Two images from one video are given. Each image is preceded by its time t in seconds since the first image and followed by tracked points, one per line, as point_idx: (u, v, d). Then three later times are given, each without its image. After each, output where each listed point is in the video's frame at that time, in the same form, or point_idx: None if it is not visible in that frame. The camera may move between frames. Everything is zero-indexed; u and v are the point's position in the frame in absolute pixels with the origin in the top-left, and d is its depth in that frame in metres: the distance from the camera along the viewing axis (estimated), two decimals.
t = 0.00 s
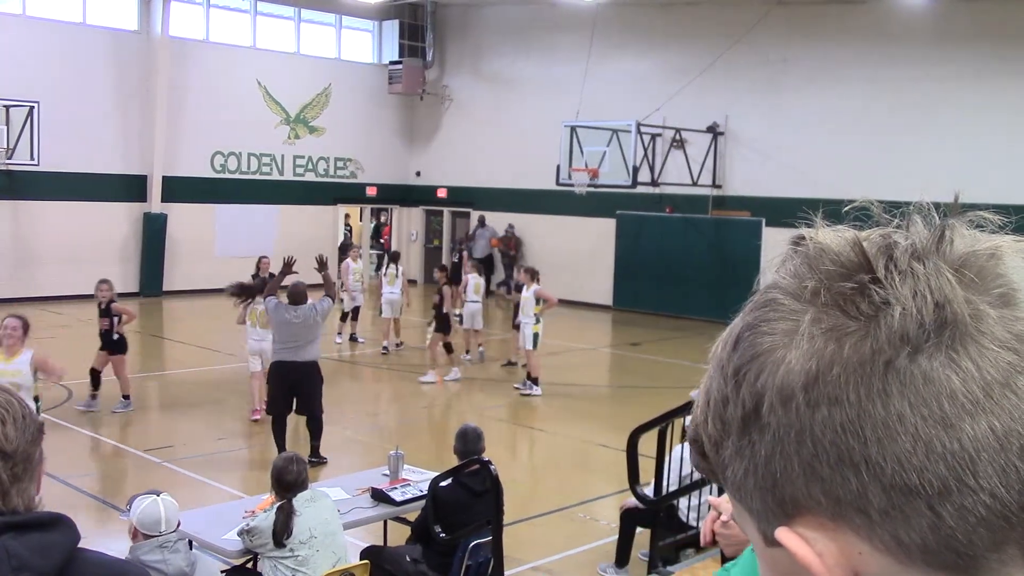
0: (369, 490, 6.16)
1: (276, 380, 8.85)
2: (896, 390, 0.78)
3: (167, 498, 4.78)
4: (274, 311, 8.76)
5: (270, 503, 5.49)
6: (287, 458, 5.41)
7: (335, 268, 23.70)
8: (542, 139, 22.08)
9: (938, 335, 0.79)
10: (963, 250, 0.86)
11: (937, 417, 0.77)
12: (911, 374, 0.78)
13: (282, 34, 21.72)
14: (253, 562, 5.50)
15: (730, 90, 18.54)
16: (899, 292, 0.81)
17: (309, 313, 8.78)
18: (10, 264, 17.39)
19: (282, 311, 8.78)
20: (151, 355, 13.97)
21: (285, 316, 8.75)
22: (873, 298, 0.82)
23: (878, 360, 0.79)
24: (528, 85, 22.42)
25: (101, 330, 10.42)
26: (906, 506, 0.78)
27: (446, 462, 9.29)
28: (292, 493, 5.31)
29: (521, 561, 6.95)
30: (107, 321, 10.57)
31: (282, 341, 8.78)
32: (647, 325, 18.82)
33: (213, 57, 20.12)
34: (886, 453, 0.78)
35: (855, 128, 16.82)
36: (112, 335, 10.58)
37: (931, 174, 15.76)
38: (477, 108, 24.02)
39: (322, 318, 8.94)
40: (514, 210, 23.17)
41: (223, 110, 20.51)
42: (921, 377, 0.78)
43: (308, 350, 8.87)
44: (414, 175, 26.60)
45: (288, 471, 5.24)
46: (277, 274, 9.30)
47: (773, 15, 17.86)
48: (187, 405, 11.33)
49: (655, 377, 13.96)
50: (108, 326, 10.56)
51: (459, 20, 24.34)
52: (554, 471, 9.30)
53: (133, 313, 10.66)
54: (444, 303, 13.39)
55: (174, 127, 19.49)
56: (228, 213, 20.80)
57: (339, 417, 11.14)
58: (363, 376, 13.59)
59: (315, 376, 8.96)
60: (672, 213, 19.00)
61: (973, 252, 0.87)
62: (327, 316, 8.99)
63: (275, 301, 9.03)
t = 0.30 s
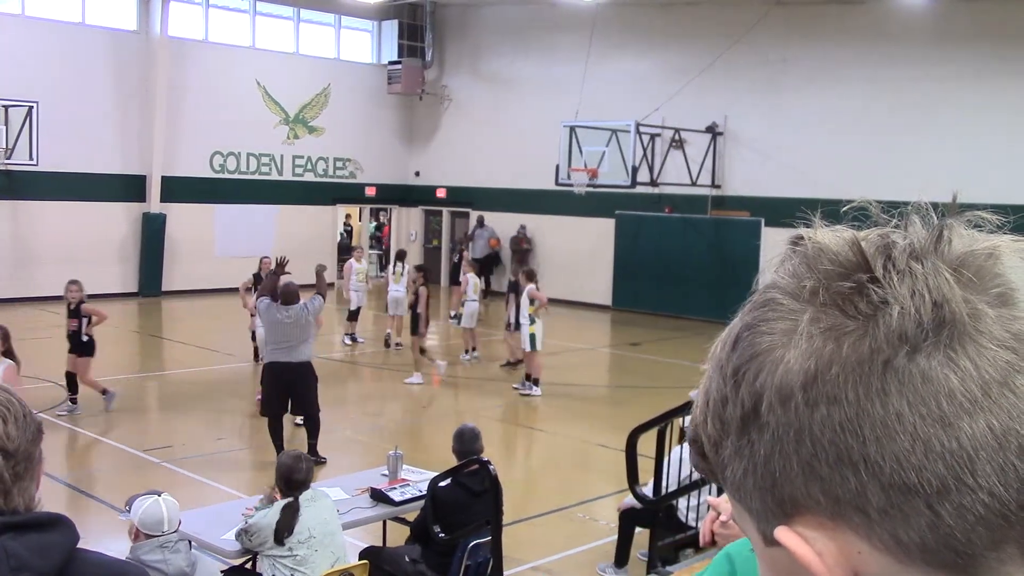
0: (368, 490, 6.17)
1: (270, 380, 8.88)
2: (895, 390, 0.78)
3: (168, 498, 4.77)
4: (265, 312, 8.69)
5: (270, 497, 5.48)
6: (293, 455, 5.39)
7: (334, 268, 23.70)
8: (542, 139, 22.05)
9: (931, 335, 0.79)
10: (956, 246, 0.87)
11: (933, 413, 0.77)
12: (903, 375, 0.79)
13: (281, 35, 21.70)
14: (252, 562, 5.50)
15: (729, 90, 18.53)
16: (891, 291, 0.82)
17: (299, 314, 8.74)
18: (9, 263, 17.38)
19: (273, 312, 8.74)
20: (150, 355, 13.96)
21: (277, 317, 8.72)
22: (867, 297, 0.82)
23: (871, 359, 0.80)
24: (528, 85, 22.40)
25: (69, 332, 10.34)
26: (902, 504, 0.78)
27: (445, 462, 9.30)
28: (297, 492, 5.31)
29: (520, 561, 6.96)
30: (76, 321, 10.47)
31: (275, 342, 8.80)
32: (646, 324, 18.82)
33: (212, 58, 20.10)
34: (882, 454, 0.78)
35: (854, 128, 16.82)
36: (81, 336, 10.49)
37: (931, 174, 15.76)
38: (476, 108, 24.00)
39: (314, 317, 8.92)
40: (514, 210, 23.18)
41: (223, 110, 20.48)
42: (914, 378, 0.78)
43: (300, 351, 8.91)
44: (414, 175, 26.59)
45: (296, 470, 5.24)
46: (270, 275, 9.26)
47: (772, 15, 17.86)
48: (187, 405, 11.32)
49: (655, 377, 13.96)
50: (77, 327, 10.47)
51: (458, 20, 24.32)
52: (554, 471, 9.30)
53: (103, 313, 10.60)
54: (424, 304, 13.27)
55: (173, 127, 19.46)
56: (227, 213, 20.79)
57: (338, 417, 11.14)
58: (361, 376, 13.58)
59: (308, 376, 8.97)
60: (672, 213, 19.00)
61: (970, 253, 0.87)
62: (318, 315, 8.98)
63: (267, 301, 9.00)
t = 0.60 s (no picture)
0: (367, 490, 6.17)
1: (266, 380, 8.86)
2: (888, 390, 0.78)
3: (169, 498, 4.78)
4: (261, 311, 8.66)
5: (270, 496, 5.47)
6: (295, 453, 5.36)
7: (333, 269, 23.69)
8: (541, 139, 22.05)
9: (915, 335, 0.79)
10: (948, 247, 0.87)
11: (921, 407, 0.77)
12: (891, 372, 0.79)
13: (280, 34, 21.69)
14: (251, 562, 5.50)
15: (729, 90, 18.52)
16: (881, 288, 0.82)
17: (293, 313, 8.72)
18: (8, 263, 17.37)
19: (267, 312, 8.72)
20: (149, 355, 13.95)
21: (272, 316, 8.71)
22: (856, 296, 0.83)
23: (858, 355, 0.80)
24: (527, 85, 22.38)
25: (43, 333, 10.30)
26: (890, 497, 0.78)
27: (445, 462, 9.30)
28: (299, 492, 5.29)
29: (520, 561, 6.96)
30: (52, 322, 10.44)
31: (271, 342, 8.75)
32: (645, 325, 18.82)
33: (212, 58, 20.08)
34: (874, 449, 0.78)
35: (854, 129, 16.82)
36: (56, 338, 10.45)
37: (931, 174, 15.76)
38: (475, 107, 23.97)
39: (309, 317, 8.95)
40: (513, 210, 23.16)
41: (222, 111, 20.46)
42: (903, 378, 0.78)
43: (297, 351, 8.87)
44: (413, 175, 26.57)
45: (298, 469, 5.23)
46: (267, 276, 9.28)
47: (771, 14, 17.85)
48: (186, 405, 11.32)
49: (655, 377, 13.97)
50: (52, 329, 10.42)
51: (458, 20, 24.30)
52: (555, 471, 9.30)
53: (77, 314, 10.58)
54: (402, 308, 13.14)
55: (172, 126, 19.45)
56: (226, 213, 20.77)
57: (338, 417, 11.14)
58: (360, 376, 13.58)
59: (303, 376, 8.94)
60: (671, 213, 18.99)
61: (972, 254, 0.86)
62: (314, 315, 9.02)
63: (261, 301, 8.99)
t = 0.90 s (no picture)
0: (367, 490, 6.18)
1: (265, 382, 8.85)
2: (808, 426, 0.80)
3: (169, 498, 4.82)
4: (259, 312, 8.69)
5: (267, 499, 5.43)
6: (291, 456, 5.32)
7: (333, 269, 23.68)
8: (541, 139, 22.04)
9: (852, 414, 0.78)
10: (934, 281, 0.78)
11: (849, 487, 0.79)
12: (821, 449, 0.79)
13: (279, 34, 21.70)
14: (250, 562, 5.50)
15: (728, 90, 18.53)
16: (826, 354, 0.77)
17: (291, 313, 8.73)
18: (8, 263, 17.38)
19: (266, 313, 8.75)
20: (149, 355, 13.94)
21: (270, 317, 8.73)
22: (799, 364, 0.79)
23: (792, 429, 0.81)
24: (526, 86, 22.39)
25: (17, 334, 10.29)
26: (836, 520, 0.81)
27: (445, 463, 9.30)
28: (296, 493, 5.26)
29: (520, 561, 6.96)
30: (26, 324, 10.42)
31: (269, 342, 8.74)
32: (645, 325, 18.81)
33: (211, 58, 20.05)
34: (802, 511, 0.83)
35: (854, 129, 16.82)
36: (30, 340, 10.44)
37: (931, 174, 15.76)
38: (475, 107, 23.97)
39: (308, 318, 8.97)
40: (513, 210, 23.17)
41: (222, 112, 20.45)
42: (832, 455, 0.79)
43: (295, 352, 8.85)
44: (412, 176, 26.57)
45: (290, 470, 5.18)
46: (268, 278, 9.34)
47: (771, 15, 17.85)
48: (185, 406, 11.32)
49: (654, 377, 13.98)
50: (26, 331, 10.41)
51: (457, 20, 24.31)
52: (555, 472, 9.30)
53: (52, 315, 10.59)
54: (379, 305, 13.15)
55: (171, 127, 19.44)
56: (226, 214, 20.77)
57: (338, 418, 11.14)
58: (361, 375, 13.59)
59: (302, 377, 8.94)
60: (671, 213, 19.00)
61: (960, 299, 0.77)
62: (312, 316, 9.04)
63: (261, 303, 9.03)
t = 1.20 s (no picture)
0: (367, 491, 6.17)
1: (265, 382, 8.86)
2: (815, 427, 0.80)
3: (170, 499, 4.85)
4: (258, 312, 8.74)
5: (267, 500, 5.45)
6: (291, 457, 5.36)
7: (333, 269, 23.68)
8: (541, 139, 22.04)
9: (858, 419, 0.78)
10: (940, 287, 0.80)
11: (854, 492, 0.79)
12: (828, 454, 0.79)
13: (279, 35, 21.71)
14: (250, 563, 5.50)
15: (728, 90, 18.55)
16: (834, 358, 0.78)
17: (289, 314, 8.78)
18: (8, 263, 17.40)
19: (265, 313, 8.80)
20: (148, 355, 13.94)
21: (269, 318, 8.77)
22: (806, 368, 0.79)
23: (795, 436, 0.81)
24: (526, 86, 22.41)
25: None
26: (839, 519, 0.80)
27: (445, 463, 9.30)
28: (295, 493, 5.28)
29: (520, 561, 6.96)
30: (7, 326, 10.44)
31: (268, 342, 8.76)
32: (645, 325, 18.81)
33: (211, 58, 20.05)
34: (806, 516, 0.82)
35: (854, 129, 16.82)
36: (11, 343, 10.45)
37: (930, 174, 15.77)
38: (474, 107, 23.98)
39: (306, 319, 9.00)
40: (512, 210, 23.18)
41: (222, 112, 20.46)
42: (839, 461, 0.79)
43: (295, 352, 8.85)
44: (412, 176, 26.58)
45: (288, 471, 5.22)
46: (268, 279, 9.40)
47: (770, 15, 17.86)
48: (185, 406, 11.32)
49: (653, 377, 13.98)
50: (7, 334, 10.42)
51: (458, 20, 24.30)
52: (555, 472, 9.30)
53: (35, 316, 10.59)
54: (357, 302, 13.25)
55: (172, 127, 19.46)
56: (226, 214, 20.78)
57: (337, 418, 11.14)
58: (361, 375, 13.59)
59: (301, 377, 8.92)
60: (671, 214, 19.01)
61: (969, 309, 0.78)
62: (312, 317, 9.07)
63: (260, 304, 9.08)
